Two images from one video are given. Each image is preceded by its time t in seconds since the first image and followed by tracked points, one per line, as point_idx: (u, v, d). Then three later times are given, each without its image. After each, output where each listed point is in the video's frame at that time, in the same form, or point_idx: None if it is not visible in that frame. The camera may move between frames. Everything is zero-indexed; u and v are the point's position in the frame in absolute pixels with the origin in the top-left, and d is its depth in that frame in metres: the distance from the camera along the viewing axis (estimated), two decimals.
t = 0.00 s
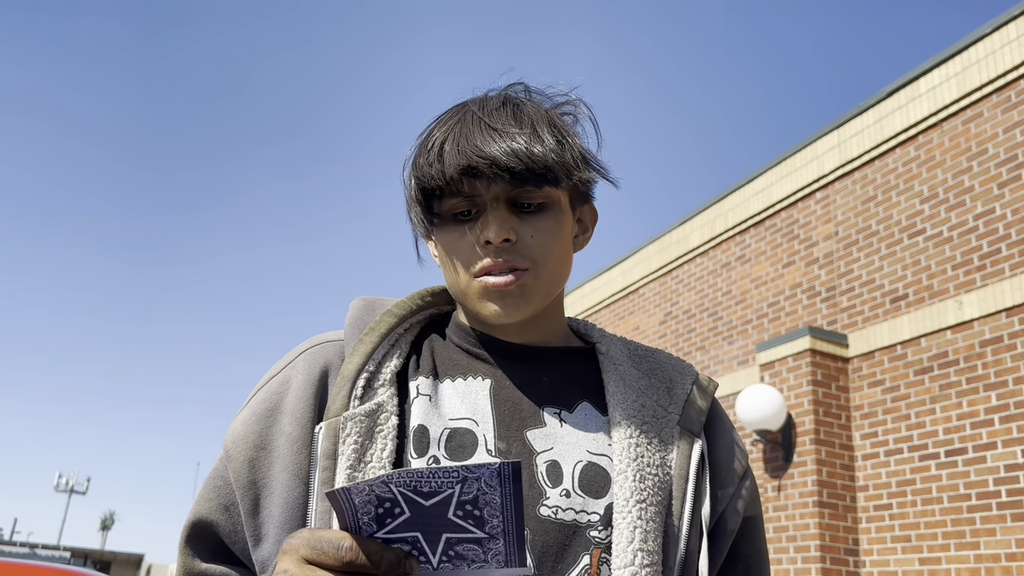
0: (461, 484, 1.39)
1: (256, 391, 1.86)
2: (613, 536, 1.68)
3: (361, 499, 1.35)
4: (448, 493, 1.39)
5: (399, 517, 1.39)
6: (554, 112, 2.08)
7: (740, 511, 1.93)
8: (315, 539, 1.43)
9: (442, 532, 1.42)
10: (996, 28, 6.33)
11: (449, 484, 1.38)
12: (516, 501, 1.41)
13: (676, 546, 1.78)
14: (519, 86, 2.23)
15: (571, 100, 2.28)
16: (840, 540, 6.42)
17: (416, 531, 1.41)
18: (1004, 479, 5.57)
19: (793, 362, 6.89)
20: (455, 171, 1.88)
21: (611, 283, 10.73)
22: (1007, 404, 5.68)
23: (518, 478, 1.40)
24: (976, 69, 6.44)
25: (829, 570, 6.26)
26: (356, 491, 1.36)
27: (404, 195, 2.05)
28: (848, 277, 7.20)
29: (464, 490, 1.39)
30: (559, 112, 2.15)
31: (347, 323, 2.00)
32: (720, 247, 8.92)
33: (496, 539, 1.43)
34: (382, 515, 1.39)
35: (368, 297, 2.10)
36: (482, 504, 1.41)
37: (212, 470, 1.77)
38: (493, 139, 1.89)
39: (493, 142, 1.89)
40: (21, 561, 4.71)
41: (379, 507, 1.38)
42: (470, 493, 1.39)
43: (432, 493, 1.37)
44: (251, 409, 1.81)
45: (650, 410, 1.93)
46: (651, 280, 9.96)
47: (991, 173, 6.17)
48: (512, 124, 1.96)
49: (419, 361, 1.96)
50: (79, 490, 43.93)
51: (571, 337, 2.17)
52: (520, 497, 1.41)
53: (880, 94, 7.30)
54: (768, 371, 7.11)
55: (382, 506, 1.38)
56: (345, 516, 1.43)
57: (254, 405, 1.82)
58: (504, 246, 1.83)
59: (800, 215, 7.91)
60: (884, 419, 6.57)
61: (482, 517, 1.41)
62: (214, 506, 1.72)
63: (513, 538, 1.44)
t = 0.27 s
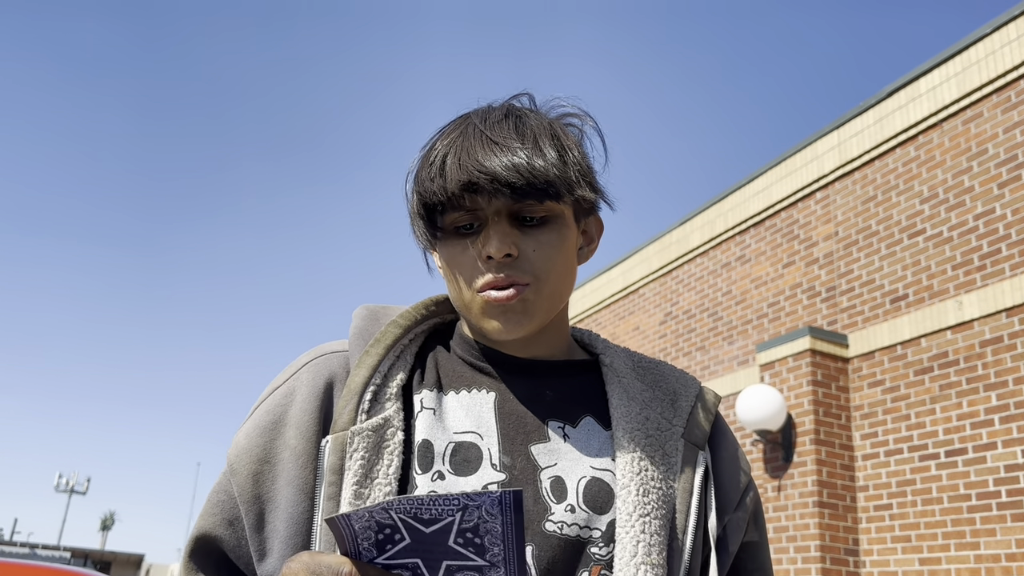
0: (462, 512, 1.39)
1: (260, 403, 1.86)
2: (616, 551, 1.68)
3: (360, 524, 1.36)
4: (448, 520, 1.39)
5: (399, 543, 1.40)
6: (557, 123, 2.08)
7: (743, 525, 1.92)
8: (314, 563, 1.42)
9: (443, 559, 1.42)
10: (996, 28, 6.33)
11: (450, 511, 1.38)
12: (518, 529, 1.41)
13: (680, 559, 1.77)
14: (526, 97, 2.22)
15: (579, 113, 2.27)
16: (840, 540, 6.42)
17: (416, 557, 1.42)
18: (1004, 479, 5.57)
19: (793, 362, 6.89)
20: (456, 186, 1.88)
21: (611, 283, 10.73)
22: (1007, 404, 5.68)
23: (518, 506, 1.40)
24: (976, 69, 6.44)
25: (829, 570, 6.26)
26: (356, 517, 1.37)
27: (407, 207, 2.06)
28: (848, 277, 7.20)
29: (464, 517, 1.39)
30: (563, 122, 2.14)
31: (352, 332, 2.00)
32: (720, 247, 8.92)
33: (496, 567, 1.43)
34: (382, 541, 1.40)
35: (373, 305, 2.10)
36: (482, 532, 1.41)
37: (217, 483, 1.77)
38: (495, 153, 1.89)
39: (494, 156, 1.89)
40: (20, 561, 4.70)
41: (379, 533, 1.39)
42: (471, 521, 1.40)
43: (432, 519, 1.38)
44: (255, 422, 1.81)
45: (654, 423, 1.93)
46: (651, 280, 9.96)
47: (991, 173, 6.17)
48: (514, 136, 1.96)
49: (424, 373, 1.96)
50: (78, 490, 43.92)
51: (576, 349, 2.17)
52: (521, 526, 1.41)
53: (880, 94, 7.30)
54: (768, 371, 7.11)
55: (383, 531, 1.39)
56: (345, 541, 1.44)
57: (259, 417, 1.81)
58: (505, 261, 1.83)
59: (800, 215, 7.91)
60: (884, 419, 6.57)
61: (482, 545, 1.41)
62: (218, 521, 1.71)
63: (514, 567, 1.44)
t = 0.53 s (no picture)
0: (466, 520, 1.38)
1: (262, 401, 1.86)
2: (614, 553, 1.68)
3: (363, 531, 1.37)
4: (452, 528, 1.39)
5: (403, 550, 1.41)
6: (564, 124, 2.07)
7: (742, 527, 1.93)
8: (318, 568, 1.43)
9: (446, 567, 1.41)
10: (996, 28, 6.33)
11: (455, 519, 1.38)
12: (521, 538, 1.41)
13: (679, 561, 1.77)
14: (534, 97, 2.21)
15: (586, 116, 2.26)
16: (840, 540, 6.42)
17: (420, 565, 1.42)
18: (1004, 479, 5.57)
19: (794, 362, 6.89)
20: (461, 187, 1.87)
21: (611, 283, 10.73)
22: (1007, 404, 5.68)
23: (523, 515, 1.40)
24: (976, 69, 6.45)
25: (829, 570, 6.26)
26: (360, 524, 1.38)
27: (411, 207, 2.05)
28: (848, 277, 7.20)
29: (469, 526, 1.39)
30: (569, 122, 2.13)
31: (354, 331, 2.00)
32: (720, 247, 8.92)
33: None
34: (386, 548, 1.41)
35: (375, 303, 2.10)
36: (486, 541, 1.41)
37: (219, 481, 1.77)
38: (501, 155, 1.88)
39: (501, 158, 1.88)
40: (20, 561, 4.71)
41: (383, 540, 1.40)
42: (475, 529, 1.40)
43: (436, 527, 1.39)
44: (258, 420, 1.81)
45: (655, 424, 1.92)
46: (651, 280, 9.96)
47: (991, 173, 6.17)
48: (521, 138, 1.95)
49: (426, 374, 1.97)
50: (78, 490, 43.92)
51: (578, 348, 2.16)
52: (525, 535, 1.41)
53: (880, 94, 7.30)
54: (768, 371, 7.11)
55: (387, 538, 1.40)
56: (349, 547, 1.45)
57: (262, 415, 1.81)
58: (510, 264, 1.84)
59: (800, 215, 7.91)
60: (884, 419, 6.57)
61: (486, 553, 1.41)
62: (221, 519, 1.71)
63: None
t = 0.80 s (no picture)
0: (455, 526, 1.39)
1: (260, 397, 1.86)
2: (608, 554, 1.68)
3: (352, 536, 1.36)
4: (441, 534, 1.39)
5: (392, 555, 1.40)
6: (566, 119, 2.06)
7: (737, 524, 1.93)
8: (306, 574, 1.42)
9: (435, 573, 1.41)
10: (996, 28, 6.33)
11: (443, 525, 1.38)
12: (510, 543, 1.41)
13: (673, 560, 1.77)
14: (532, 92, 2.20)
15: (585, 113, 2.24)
16: (840, 540, 6.42)
17: (409, 570, 1.41)
18: (1005, 480, 5.57)
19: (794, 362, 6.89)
20: (461, 183, 1.87)
21: (611, 283, 10.73)
22: (1007, 404, 5.67)
23: (511, 521, 1.40)
24: (976, 69, 6.44)
25: (829, 570, 6.26)
26: (348, 530, 1.37)
27: (410, 202, 2.05)
28: (848, 277, 7.20)
29: (458, 532, 1.39)
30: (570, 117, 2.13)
31: (352, 328, 2.00)
32: (720, 247, 8.92)
33: None
34: (375, 553, 1.40)
35: (373, 299, 2.10)
36: (475, 546, 1.41)
37: (217, 479, 1.77)
38: (502, 151, 1.88)
39: (501, 153, 1.87)
40: (20, 561, 4.70)
41: (372, 545, 1.40)
42: (464, 536, 1.40)
43: (425, 533, 1.38)
44: (255, 417, 1.80)
45: (651, 423, 1.92)
46: (651, 280, 9.96)
47: (991, 173, 6.17)
48: (522, 133, 1.94)
49: (423, 371, 1.96)
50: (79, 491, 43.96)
51: (576, 345, 2.16)
52: (514, 540, 1.41)
53: (880, 94, 7.30)
54: (768, 371, 7.11)
55: (375, 544, 1.39)
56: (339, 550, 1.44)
57: (260, 412, 1.81)
58: (510, 261, 1.83)
59: (800, 215, 7.91)
60: (884, 420, 6.57)
61: (475, 558, 1.42)
62: (218, 516, 1.71)
63: None
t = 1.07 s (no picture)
0: (448, 531, 1.36)
1: (257, 391, 1.84)
2: (604, 549, 1.66)
3: (345, 540, 1.35)
4: (434, 538, 1.37)
5: (385, 557, 1.39)
6: (560, 117, 2.04)
7: (736, 517, 1.92)
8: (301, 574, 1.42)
9: None
10: (996, 28, 6.31)
11: (436, 530, 1.36)
12: (505, 548, 1.39)
13: (670, 556, 1.75)
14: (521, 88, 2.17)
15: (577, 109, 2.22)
16: (840, 540, 6.40)
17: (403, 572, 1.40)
18: (1005, 480, 5.55)
19: (794, 362, 6.87)
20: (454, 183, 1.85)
21: (611, 283, 10.72)
22: (1007, 405, 5.66)
23: (505, 526, 1.37)
24: (977, 69, 6.43)
25: (829, 570, 6.24)
26: (341, 533, 1.37)
27: (404, 202, 2.03)
28: (848, 277, 7.18)
29: (451, 536, 1.37)
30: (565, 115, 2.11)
31: (349, 322, 1.98)
32: (720, 248, 8.90)
33: None
34: (368, 555, 1.39)
35: (370, 292, 2.08)
36: (469, 550, 1.39)
37: (213, 473, 1.75)
38: (495, 151, 1.85)
39: (495, 153, 1.85)
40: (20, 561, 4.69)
41: (365, 548, 1.39)
42: (458, 540, 1.37)
43: (418, 537, 1.36)
44: (251, 411, 1.79)
45: (649, 418, 1.90)
46: (651, 280, 9.94)
47: (991, 173, 6.15)
48: (516, 132, 1.93)
49: (420, 366, 1.95)
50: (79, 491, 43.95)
51: (574, 340, 2.14)
52: (508, 545, 1.39)
53: (880, 95, 7.28)
54: (768, 371, 7.09)
55: (369, 546, 1.38)
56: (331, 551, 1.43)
57: (256, 406, 1.79)
58: (505, 261, 1.82)
59: (800, 215, 7.90)
60: (885, 420, 6.55)
61: (469, 562, 1.39)
62: (214, 510, 1.70)
63: None
